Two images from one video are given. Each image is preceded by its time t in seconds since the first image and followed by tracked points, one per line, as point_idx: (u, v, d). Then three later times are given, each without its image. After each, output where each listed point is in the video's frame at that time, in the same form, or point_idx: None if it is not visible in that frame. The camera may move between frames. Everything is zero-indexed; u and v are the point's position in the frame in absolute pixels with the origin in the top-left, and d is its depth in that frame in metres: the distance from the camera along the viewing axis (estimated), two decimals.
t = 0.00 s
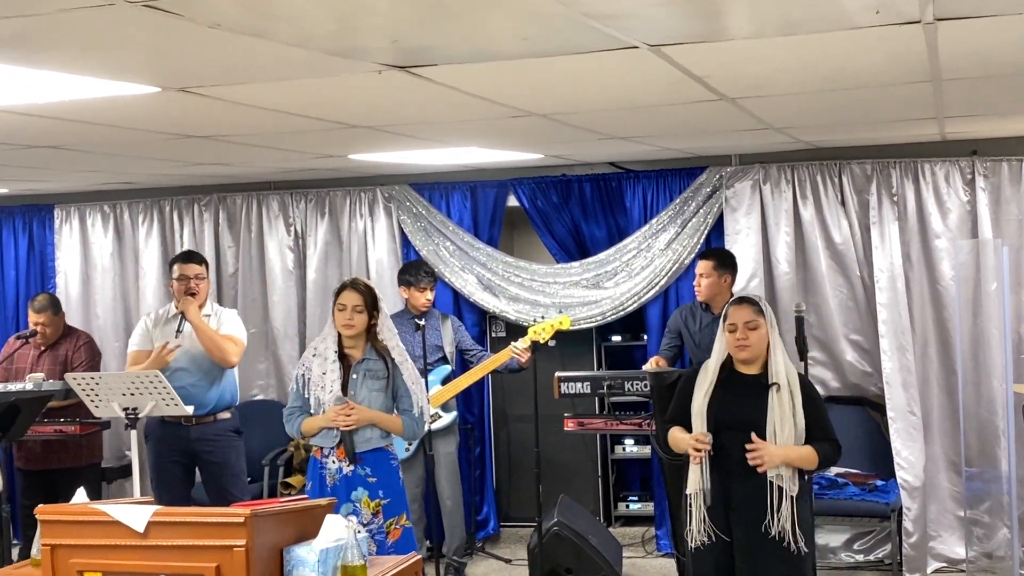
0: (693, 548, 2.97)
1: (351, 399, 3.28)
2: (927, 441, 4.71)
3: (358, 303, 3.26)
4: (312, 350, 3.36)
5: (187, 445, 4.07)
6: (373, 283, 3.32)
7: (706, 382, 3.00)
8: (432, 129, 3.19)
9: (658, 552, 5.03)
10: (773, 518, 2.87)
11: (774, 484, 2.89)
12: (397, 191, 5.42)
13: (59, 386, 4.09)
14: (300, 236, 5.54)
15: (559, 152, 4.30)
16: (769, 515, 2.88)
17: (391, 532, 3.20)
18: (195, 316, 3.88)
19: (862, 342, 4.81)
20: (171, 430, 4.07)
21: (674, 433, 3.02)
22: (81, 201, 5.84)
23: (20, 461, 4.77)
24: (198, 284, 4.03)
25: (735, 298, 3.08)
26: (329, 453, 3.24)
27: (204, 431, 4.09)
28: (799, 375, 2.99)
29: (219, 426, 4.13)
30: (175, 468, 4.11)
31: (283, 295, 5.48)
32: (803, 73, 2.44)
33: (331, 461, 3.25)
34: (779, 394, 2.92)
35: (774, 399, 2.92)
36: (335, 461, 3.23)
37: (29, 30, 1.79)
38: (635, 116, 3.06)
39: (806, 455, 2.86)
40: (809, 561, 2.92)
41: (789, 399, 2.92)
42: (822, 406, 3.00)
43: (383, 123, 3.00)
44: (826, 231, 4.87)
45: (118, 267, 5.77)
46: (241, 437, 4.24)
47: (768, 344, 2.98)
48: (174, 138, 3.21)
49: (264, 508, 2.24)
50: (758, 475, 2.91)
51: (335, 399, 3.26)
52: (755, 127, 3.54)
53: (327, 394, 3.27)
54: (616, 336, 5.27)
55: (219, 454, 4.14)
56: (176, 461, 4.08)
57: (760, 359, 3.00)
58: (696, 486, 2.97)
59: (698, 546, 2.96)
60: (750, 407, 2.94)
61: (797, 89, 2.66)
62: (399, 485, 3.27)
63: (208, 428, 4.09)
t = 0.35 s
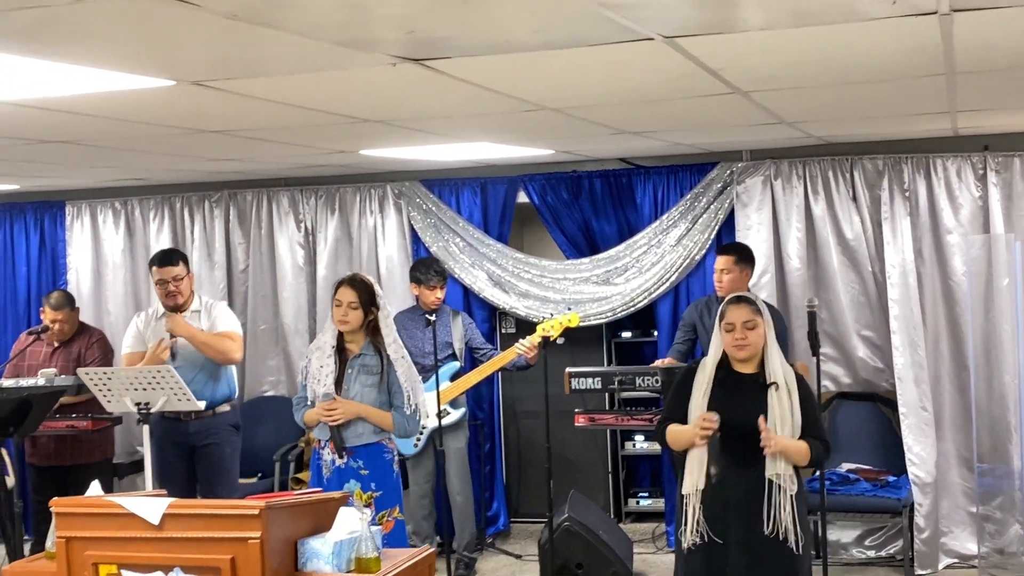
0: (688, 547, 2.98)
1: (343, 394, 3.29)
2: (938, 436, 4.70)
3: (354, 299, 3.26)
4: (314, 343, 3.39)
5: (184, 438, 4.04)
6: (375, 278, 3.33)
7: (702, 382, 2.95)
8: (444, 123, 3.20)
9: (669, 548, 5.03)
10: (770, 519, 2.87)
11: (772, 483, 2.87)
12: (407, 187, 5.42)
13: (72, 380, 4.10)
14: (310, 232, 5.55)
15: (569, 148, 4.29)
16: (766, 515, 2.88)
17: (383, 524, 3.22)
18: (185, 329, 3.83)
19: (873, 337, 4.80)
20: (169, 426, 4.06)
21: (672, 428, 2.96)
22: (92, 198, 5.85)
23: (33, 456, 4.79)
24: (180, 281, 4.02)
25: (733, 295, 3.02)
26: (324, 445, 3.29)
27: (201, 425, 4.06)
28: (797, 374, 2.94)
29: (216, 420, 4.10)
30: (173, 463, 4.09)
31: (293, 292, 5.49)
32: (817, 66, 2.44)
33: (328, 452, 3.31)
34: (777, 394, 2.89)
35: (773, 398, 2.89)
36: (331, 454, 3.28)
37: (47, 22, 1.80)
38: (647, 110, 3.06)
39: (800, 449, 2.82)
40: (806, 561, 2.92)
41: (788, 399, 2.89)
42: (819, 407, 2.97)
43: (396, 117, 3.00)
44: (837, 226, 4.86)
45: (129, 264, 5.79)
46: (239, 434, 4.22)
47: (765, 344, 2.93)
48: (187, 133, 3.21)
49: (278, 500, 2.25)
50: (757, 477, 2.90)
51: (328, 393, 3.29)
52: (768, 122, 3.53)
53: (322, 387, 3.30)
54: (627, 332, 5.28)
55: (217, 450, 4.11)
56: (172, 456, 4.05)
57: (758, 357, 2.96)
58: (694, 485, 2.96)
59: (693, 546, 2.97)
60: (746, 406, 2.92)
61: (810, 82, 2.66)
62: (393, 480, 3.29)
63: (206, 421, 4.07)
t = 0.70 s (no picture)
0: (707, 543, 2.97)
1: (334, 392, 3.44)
2: (946, 436, 4.70)
3: (344, 300, 3.37)
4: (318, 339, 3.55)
5: (205, 438, 4.04)
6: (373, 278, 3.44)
7: (719, 381, 2.97)
8: (453, 125, 3.20)
9: (677, 548, 5.04)
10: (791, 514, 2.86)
11: (792, 478, 2.87)
12: (414, 188, 5.43)
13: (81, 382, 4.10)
14: (317, 233, 5.56)
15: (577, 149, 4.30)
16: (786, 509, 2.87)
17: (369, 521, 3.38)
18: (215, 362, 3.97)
19: (881, 337, 4.80)
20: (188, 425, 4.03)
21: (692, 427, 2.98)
22: (100, 200, 5.87)
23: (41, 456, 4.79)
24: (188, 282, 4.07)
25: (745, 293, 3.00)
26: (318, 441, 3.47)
27: (221, 424, 4.07)
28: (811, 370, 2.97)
29: (234, 419, 4.12)
30: (190, 461, 4.06)
31: (301, 293, 5.50)
32: (828, 67, 2.44)
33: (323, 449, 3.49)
34: (794, 389, 2.91)
35: (790, 394, 2.90)
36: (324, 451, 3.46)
37: (66, 25, 1.81)
38: (658, 110, 3.07)
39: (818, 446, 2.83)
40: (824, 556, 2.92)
41: (805, 394, 2.91)
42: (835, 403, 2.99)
43: (407, 118, 3.01)
44: (845, 226, 4.86)
45: (137, 265, 5.80)
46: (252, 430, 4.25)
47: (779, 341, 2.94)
48: (198, 135, 3.22)
49: (293, 501, 2.25)
50: (777, 472, 2.88)
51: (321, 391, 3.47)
52: (777, 122, 3.53)
53: (316, 383, 3.48)
54: (634, 332, 5.27)
55: (234, 449, 4.12)
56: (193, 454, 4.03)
57: (772, 354, 2.96)
58: (713, 480, 2.95)
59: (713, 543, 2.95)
60: (763, 404, 2.91)
61: (821, 82, 2.66)
62: (381, 478, 3.42)
63: (226, 421, 4.09)
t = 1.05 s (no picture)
0: (743, 543, 2.84)
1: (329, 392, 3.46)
2: (948, 435, 4.70)
3: (336, 298, 3.39)
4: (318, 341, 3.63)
5: (234, 439, 4.03)
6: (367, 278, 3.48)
7: (751, 376, 2.90)
8: (457, 124, 3.20)
9: (679, 548, 5.04)
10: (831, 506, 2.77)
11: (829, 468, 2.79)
12: (414, 189, 5.43)
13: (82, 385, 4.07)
14: (317, 235, 5.55)
15: (578, 149, 4.30)
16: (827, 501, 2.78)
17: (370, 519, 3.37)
18: (256, 362, 3.99)
19: (882, 336, 4.80)
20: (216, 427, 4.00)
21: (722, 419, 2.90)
22: (99, 202, 5.86)
23: (42, 459, 4.77)
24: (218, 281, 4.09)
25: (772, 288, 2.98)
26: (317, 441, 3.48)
27: (247, 425, 4.08)
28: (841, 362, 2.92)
29: (258, 420, 4.14)
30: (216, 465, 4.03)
31: (301, 294, 5.50)
32: (834, 64, 2.45)
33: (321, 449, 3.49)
34: (827, 381, 2.85)
35: (823, 386, 2.84)
36: (323, 449, 3.46)
37: (77, 23, 1.81)
38: (662, 109, 3.07)
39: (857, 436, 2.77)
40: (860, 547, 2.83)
41: (838, 385, 2.85)
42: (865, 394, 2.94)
43: (411, 118, 3.01)
44: (845, 226, 4.86)
45: (136, 267, 5.79)
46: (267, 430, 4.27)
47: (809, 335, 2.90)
48: (202, 135, 3.22)
49: (300, 501, 2.24)
50: (814, 461, 2.81)
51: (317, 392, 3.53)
52: (779, 121, 3.53)
53: (314, 382, 3.54)
54: (635, 333, 5.27)
55: (257, 451, 4.13)
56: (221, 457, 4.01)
57: (801, 348, 2.92)
58: (750, 476, 2.83)
59: (749, 541, 2.83)
60: (798, 396, 2.86)
61: (826, 80, 2.66)
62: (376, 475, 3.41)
63: (251, 422, 4.10)
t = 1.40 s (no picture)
0: (768, 528, 3.05)
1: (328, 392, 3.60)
2: (939, 432, 4.72)
3: (335, 297, 3.48)
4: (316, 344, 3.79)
5: (260, 439, 4.08)
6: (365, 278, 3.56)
7: (769, 363, 3.07)
8: (451, 123, 3.20)
9: (672, 547, 5.04)
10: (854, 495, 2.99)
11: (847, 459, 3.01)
12: (405, 191, 5.42)
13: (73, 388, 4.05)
14: (308, 237, 5.54)
15: (570, 149, 4.30)
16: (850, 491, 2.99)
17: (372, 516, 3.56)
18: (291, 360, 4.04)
19: (872, 334, 4.81)
20: (242, 424, 4.04)
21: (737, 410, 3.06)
22: (88, 206, 5.83)
23: (33, 464, 4.75)
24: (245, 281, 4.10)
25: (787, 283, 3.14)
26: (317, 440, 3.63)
27: (272, 426, 4.13)
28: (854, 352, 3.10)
29: (281, 421, 4.18)
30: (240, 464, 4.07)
31: (292, 296, 5.48)
32: (828, 61, 2.46)
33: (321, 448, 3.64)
34: (842, 371, 3.03)
35: (838, 376, 3.02)
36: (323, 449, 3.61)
37: (75, 18, 1.80)
38: (655, 107, 3.08)
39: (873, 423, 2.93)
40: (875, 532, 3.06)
41: (852, 375, 3.03)
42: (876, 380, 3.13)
43: (405, 117, 3.00)
44: (835, 224, 4.87)
45: (125, 271, 5.76)
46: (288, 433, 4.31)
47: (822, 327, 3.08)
48: (194, 135, 3.21)
49: (299, 500, 2.21)
50: (834, 453, 3.01)
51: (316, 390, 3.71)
52: (771, 119, 3.54)
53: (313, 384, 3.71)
54: (627, 332, 5.27)
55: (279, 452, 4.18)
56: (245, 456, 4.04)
57: (815, 340, 3.10)
58: (769, 467, 3.05)
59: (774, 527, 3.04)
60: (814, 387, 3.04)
61: (820, 77, 2.68)
62: (376, 475, 3.55)
63: (276, 422, 4.15)
